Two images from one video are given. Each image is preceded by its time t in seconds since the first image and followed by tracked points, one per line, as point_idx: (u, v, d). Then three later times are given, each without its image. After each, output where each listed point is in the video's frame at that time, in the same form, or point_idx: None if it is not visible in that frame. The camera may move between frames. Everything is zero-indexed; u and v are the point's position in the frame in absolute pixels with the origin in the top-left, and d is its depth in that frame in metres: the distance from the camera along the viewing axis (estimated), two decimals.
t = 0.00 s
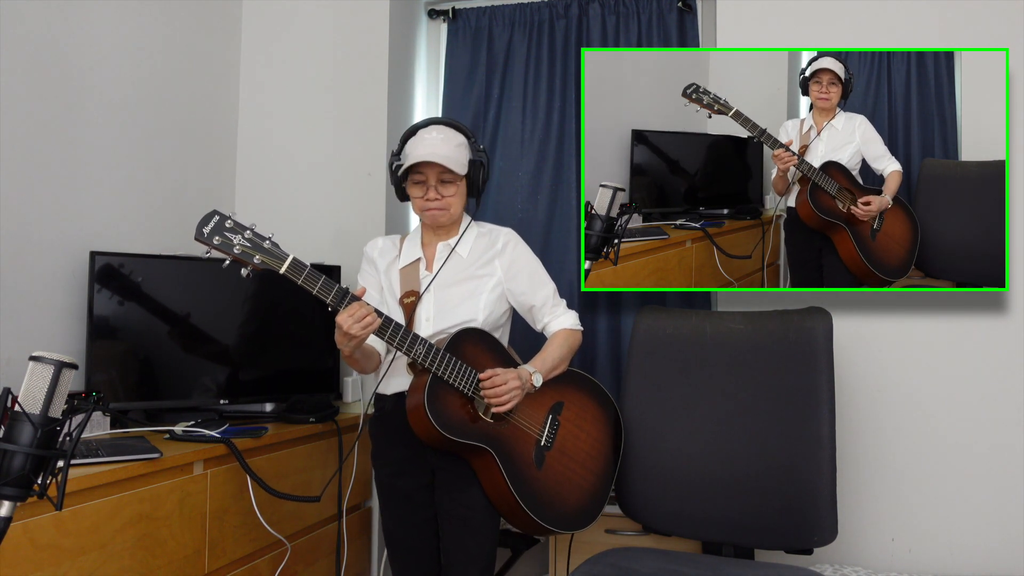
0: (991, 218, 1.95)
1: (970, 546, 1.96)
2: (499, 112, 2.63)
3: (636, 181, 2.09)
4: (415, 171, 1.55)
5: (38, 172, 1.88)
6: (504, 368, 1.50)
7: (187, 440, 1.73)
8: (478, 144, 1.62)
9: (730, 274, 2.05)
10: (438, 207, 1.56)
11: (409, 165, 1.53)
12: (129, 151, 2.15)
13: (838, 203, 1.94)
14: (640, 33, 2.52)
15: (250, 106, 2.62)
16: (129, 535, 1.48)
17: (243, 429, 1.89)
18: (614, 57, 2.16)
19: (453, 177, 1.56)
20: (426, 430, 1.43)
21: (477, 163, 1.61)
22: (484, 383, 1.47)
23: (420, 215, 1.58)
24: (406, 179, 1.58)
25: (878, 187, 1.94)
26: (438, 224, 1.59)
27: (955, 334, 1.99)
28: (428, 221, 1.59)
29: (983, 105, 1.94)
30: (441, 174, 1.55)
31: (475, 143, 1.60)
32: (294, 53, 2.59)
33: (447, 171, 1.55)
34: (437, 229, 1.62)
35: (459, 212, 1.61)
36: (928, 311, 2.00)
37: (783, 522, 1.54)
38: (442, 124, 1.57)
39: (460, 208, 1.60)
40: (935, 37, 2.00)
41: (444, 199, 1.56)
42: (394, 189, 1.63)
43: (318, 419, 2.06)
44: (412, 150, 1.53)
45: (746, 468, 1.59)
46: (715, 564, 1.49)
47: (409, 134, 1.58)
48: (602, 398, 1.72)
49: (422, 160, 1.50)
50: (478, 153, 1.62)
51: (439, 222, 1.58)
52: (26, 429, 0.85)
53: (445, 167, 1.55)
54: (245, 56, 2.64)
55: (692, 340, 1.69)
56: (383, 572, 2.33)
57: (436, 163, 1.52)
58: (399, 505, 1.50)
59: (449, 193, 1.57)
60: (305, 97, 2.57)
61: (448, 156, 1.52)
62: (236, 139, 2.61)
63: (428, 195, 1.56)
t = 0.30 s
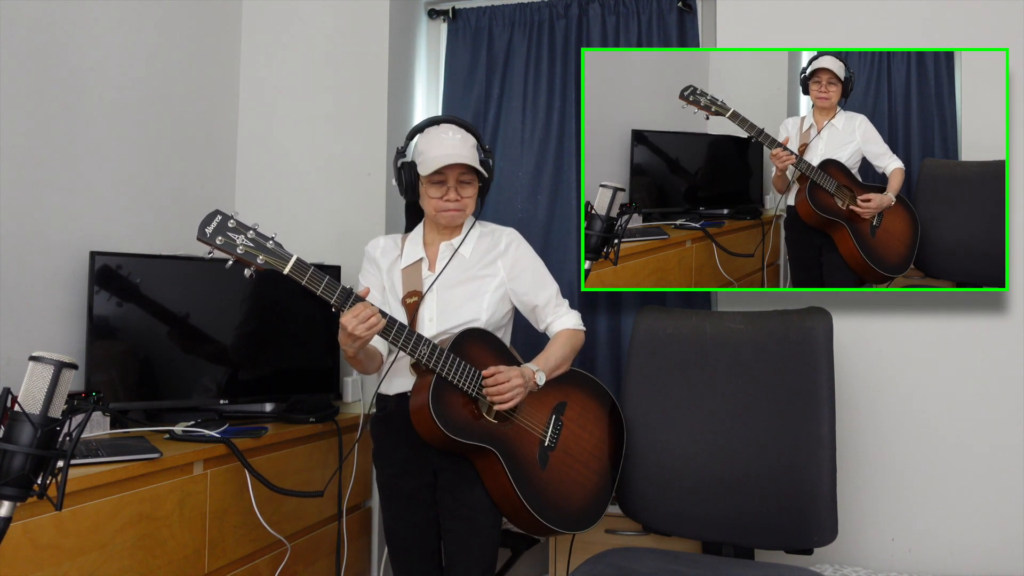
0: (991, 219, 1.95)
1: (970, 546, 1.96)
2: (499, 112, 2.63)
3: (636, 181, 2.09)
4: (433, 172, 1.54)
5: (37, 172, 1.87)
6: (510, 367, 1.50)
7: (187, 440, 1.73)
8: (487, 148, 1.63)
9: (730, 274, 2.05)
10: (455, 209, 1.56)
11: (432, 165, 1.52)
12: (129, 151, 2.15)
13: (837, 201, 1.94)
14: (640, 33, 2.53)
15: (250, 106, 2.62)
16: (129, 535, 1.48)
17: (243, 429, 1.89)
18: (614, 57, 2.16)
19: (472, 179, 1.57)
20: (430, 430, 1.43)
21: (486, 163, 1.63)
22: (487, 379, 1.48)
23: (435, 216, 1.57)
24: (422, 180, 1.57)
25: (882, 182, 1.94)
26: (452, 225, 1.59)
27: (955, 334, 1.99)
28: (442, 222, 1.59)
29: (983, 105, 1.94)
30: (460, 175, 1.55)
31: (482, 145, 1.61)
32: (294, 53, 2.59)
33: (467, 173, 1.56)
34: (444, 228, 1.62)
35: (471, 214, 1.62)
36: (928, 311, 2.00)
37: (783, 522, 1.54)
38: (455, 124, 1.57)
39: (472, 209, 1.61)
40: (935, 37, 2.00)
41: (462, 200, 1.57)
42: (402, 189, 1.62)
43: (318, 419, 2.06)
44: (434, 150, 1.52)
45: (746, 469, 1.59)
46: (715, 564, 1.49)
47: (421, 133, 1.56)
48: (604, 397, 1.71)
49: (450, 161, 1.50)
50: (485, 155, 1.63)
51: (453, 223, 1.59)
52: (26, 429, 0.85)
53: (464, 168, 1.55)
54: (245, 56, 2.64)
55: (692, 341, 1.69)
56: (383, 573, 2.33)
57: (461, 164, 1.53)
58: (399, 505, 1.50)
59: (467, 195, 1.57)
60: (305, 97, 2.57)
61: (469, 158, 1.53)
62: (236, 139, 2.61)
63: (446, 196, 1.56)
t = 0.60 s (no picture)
0: (991, 219, 1.95)
1: (970, 546, 1.96)
2: (499, 112, 2.63)
3: (636, 181, 2.09)
4: (428, 171, 1.56)
5: (37, 172, 1.87)
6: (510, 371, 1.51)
7: (187, 440, 1.73)
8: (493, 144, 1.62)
9: (730, 274, 2.05)
10: (450, 208, 1.57)
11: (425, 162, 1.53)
12: (129, 151, 2.15)
13: (834, 202, 1.94)
14: (640, 33, 2.52)
15: (250, 106, 2.62)
16: (129, 535, 1.48)
17: (243, 429, 1.89)
18: (614, 57, 2.16)
19: (468, 179, 1.56)
20: (435, 433, 1.43)
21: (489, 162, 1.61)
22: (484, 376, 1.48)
23: (432, 214, 1.59)
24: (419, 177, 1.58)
25: (877, 183, 1.94)
26: (449, 224, 1.60)
27: (955, 334, 1.99)
28: (439, 221, 1.60)
29: (983, 105, 1.94)
30: (454, 173, 1.55)
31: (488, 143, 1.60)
32: (294, 53, 2.59)
33: (462, 172, 1.55)
34: (448, 228, 1.62)
35: (471, 213, 1.61)
36: (928, 311, 2.00)
37: (783, 522, 1.54)
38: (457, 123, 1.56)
39: (471, 208, 1.60)
40: (935, 37, 2.00)
41: (457, 200, 1.56)
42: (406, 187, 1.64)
43: (318, 419, 2.06)
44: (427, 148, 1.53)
45: (747, 469, 1.59)
46: (715, 564, 1.49)
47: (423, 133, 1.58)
48: (607, 396, 1.72)
49: (440, 160, 1.50)
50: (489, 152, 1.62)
51: (450, 222, 1.59)
52: (26, 429, 0.85)
53: (459, 168, 1.55)
54: (245, 56, 2.64)
55: (692, 341, 1.69)
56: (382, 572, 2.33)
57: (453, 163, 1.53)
58: (400, 505, 1.50)
59: (462, 194, 1.57)
60: (305, 97, 2.57)
61: (462, 157, 1.52)
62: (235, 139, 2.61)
63: (441, 195, 1.56)
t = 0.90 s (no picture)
0: (991, 219, 1.95)
1: (969, 546, 1.96)
2: (499, 112, 2.63)
3: (637, 181, 2.09)
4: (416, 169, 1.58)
5: (37, 172, 1.87)
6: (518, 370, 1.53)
7: (187, 440, 1.73)
8: (489, 142, 1.62)
9: (730, 274, 2.05)
10: (436, 205, 1.57)
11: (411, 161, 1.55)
12: (129, 151, 2.15)
13: (831, 209, 1.94)
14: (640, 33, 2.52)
15: (250, 106, 2.62)
16: (129, 535, 1.48)
17: (243, 429, 1.88)
18: (614, 57, 2.16)
19: (453, 177, 1.56)
20: (438, 431, 1.43)
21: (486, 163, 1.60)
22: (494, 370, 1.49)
23: (422, 211, 1.60)
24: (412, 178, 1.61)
25: (874, 189, 1.94)
26: (439, 223, 1.60)
27: (955, 334, 1.99)
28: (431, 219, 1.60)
29: (983, 106, 1.94)
30: (438, 171, 1.55)
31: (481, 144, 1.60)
32: (294, 53, 2.59)
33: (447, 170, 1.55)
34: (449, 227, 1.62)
35: (461, 212, 1.60)
36: (928, 311, 2.00)
37: (783, 522, 1.54)
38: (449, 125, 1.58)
39: (461, 207, 1.59)
40: (935, 37, 2.00)
41: (442, 196, 1.56)
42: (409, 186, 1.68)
43: (318, 419, 2.06)
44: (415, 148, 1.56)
45: (747, 469, 1.58)
46: (715, 564, 1.49)
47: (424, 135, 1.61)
48: (606, 399, 1.72)
49: (420, 156, 1.52)
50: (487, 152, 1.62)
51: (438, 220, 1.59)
52: (26, 429, 0.85)
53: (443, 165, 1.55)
54: (245, 56, 2.63)
55: (692, 341, 1.69)
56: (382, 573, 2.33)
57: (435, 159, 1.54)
58: (400, 506, 1.50)
59: (446, 191, 1.56)
60: (305, 97, 2.57)
61: (443, 153, 1.53)
62: (235, 139, 2.61)
63: (427, 193, 1.57)
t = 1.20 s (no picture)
0: (990, 219, 1.95)
1: (970, 546, 1.96)
2: (499, 112, 2.63)
3: (636, 181, 2.09)
4: (423, 164, 1.59)
5: (37, 172, 1.87)
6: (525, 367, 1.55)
7: (187, 440, 1.73)
8: (490, 142, 1.63)
9: (730, 274, 2.05)
10: (445, 199, 1.58)
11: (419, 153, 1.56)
12: (129, 151, 2.15)
13: (833, 218, 1.96)
14: (640, 33, 2.53)
15: (250, 106, 2.62)
16: (129, 535, 1.48)
17: (243, 429, 1.88)
18: (614, 57, 2.16)
19: (462, 170, 1.58)
20: (435, 429, 1.44)
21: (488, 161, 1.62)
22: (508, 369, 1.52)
23: (427, 206, 1.60)
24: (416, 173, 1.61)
25: (879, 197, 1.95)
26: (443, 217, 1.61)
27: (955, 334, 1.99)
28: (434, 214, 1.61)
29: (983, 106, 1.94)
30: (448, 165, 1.57)
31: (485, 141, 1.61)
32: (294, 53, 2.59)
33: (456, 163, 1.57)
34: (447, 223, 1.63)
35: (465, 207, 1.62)
36: (928, 311, 2.00)
37: (783, 522, 1.54)
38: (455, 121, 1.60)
39: (466, 202, 1.61)
40: (935, 37, 2.00)
41: (450, 190, 1.58)
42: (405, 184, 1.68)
43: (318, 419, 2.06)
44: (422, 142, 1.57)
45: (746, 470, 1.58)
46: (715, 564, 1.49)
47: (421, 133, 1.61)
48: (604, 397, 1.74)
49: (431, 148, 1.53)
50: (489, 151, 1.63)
51: (444, 215, 1.60)
52: (26, 429, 0.85)
53: (453, 160, 1.57)
54: (245, 56, 2.64)
55: (692, 342, 1.69)
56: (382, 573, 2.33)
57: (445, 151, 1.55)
58: (400, 505, 1.51)
59: (456, 185, 1.58)
60: (305, 97, 2.57)
61: (455, 146, 1.54)
62: (235, 139, 2.61)
63: (435, 186, 1.58)
